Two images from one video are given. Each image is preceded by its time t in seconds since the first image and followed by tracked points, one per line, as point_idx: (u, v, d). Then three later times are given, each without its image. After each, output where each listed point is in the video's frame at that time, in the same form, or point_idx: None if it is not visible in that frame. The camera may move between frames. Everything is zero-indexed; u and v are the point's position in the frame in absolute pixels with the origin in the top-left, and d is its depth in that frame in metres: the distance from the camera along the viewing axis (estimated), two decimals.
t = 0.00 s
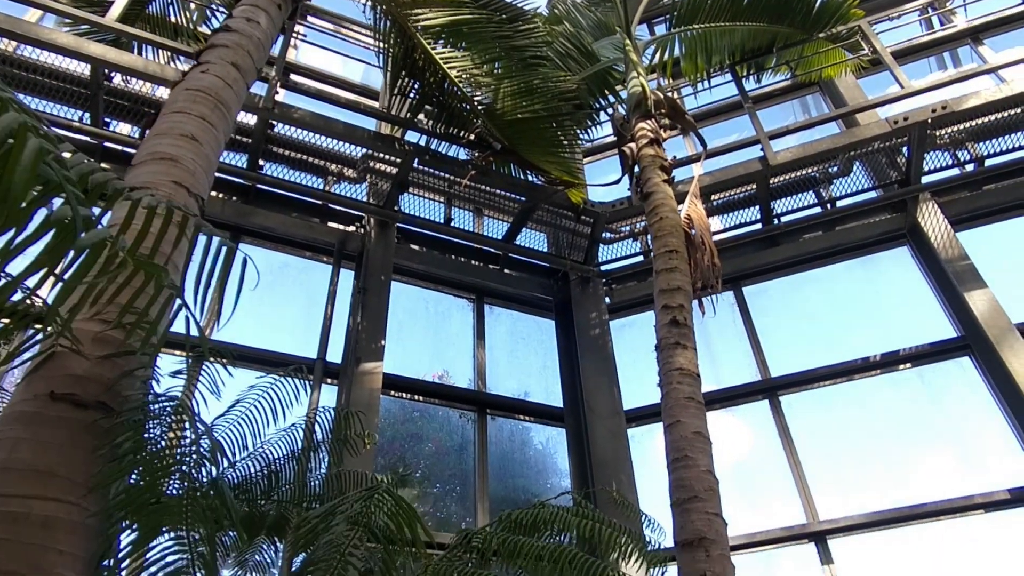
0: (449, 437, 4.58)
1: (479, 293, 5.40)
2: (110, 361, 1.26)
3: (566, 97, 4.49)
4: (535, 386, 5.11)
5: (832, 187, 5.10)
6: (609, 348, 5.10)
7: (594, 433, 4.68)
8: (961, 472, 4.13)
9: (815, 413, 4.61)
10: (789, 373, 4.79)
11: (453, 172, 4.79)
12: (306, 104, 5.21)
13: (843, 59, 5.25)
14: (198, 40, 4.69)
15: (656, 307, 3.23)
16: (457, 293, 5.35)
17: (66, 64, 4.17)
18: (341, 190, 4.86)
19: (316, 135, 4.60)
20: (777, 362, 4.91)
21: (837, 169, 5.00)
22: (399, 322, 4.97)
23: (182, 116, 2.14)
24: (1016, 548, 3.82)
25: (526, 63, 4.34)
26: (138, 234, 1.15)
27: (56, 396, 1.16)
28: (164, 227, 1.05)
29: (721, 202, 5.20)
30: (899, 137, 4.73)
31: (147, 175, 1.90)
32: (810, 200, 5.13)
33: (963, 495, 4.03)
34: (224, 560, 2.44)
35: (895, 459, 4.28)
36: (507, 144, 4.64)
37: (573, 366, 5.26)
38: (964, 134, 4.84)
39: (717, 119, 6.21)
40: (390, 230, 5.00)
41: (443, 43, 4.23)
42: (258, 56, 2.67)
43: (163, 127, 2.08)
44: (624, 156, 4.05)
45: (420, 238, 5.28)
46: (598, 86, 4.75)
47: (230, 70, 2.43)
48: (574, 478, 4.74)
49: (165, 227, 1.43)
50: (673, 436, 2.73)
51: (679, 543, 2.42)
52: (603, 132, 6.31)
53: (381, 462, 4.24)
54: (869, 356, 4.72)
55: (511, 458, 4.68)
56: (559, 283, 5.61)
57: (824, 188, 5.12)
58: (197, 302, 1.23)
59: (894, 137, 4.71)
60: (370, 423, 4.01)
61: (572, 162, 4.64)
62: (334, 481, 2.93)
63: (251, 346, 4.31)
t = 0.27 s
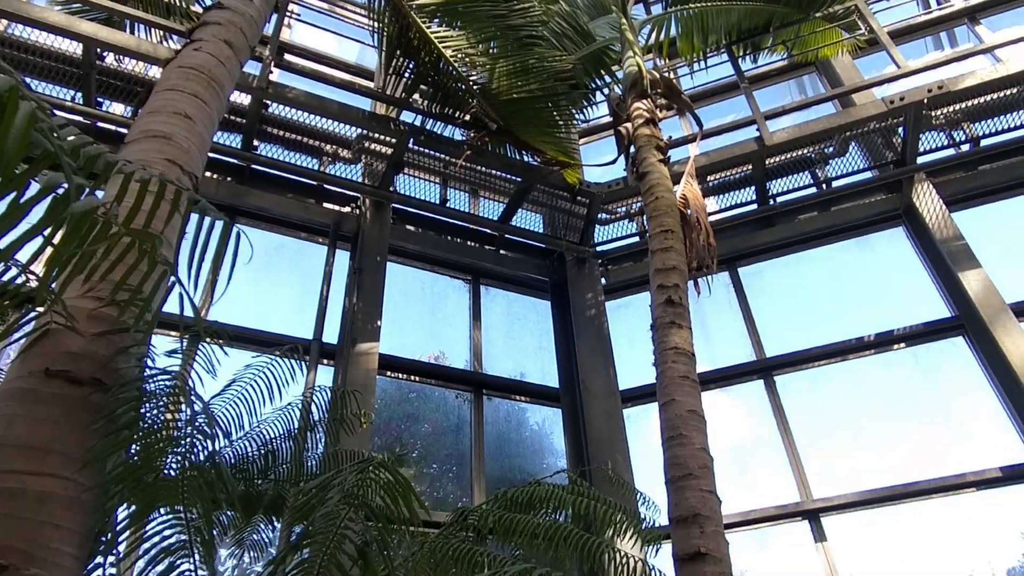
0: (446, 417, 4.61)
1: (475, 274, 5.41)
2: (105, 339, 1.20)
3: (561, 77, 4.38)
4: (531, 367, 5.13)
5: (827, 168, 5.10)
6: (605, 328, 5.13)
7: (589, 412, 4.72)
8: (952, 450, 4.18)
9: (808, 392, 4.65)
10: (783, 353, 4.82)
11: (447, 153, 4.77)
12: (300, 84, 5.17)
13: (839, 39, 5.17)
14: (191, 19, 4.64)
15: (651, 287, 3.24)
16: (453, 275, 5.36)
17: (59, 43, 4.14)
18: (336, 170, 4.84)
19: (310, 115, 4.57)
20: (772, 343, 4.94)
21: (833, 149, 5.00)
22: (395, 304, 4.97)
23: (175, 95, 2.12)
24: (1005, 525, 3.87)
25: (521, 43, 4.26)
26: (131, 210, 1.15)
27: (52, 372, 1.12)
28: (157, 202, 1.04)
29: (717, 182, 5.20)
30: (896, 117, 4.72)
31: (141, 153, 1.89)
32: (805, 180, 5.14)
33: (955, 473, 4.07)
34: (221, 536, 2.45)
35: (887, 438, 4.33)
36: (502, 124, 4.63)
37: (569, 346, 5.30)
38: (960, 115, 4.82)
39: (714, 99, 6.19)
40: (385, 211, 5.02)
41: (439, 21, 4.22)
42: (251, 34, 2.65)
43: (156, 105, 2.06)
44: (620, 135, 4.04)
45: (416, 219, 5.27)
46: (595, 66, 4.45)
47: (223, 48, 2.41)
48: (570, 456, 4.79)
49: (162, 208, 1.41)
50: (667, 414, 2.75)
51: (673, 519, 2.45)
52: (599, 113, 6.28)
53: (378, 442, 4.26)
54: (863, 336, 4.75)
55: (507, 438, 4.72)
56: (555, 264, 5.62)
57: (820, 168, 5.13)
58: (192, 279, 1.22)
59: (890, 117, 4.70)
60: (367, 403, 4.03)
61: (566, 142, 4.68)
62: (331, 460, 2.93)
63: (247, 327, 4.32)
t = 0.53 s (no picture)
0: (443, 393, 4.63)
1: (471, 252, 5.41)
2: (103, 305, 1.19)
3: (557, 53, 4.33)
4: (527, 344, 5.15)
5: (824, 144, 5.09)
6: (601, 305, 5.14)
7: (584, 387, 4.75)
8: (944, 423, 4.22)
9: (802, 367, 4.69)
10: (778, 330, 4.84)
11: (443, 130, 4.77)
12: (294, 60, 5.12)
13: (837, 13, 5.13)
14: None
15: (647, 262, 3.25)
16: (449, 253, 5.35)
17: (50, 18, 4.08)
18: (331, 148, 4.80)
19: (305, 91, 4.54)
20: (767, 319, 4.96)
21: (829, 126, 4.99)
22: (391, 281, 4.97)
23: (167, 65, 2.10)
24: (994, 497, 3.93)
25: (516, 17, 4.16)
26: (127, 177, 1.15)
27: (50, 338, 1.10)
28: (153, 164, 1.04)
29: (713, 160, 5.18)
30: (893, 93, 4.70)
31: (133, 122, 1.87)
32: (802, 157, 5.13)
33: (946, 446, 4.12)
34: (223, 508, 2.50)
35: (880, 412, 4.37)
36: (498, 99, 4.58)
37: (565, 323, 5.32)
38: (958, 90, 4.80)
39: (711, 75, 6.15)
40: (381, 188, 4.97)
41: None
42: (243, 6, 2.62)
43: (148, 76, 2.04)
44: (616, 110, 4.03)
45: (411, 197, 5.25)
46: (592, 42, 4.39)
47: (216, 19, 2.38)
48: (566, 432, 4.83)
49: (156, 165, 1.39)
50: (662, 387, 2.77)
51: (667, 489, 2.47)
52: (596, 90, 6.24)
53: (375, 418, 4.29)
54: (857, 312, 4.77)
55: (503, 414, 4.75)
56: (552, 242, 5.62)
57: (816, 145, 5.11)
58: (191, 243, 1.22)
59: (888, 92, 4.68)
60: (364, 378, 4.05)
61: (563, 118, 4.65)
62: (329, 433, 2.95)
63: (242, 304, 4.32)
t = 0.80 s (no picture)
0: (436, 364, 4.66)
1: (463, 223, 5.39)
2: (92, 270, 1.16)
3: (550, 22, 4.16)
4: (520, 316, 5.17)
5: (818, 116, 5.09)
6: (594, 277, 5.16)
7: (576, 358, 4.78)
8: (931, 393, 4.27)
9: (793, 338, 4.73)
10: (769, 301, 4.87)
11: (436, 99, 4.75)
12: (284, 28, 5.05)
13: None
14: None
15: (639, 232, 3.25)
16: (442, 224, 5.34)
17: None
18: (322, 118, 4.77)
19: (296, 59, 4.49)
20: (759, 291, 4.99)
21: (823, 97, 4.98)
22: (384, 253, 4.97)
23: (153, 28, 2.06)
24: (978, 465, 4.00)
25: None
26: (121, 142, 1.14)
27: (40, 301, 1.07)
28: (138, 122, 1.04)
29: (707, 131, 5.18)
30: (887, 63, 4.71)
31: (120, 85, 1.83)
32: (795, 128, 5.13)
33: (933, 415, 4.17)
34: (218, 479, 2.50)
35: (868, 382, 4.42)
36: (491, 69, 4.47)
37: (558, 294, 5.33)
38: (952, 61, 4.79)
39: (705, 45, 6.10)
40: (372, 158, 4.93)
41: None
42: None
43: (134, 39, 2.00)
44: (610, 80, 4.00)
45: (404, 168, 5.22)
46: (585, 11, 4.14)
47: None
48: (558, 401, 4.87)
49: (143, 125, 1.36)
50: (653, 355, 2.79)
51: (657, 455, 2.51)
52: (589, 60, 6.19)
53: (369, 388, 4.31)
54: (848, 284, 4.80)
55: (496, 384, 4.78)
56: (545, 214, 5.61)
57: (810, 116, 5.11)
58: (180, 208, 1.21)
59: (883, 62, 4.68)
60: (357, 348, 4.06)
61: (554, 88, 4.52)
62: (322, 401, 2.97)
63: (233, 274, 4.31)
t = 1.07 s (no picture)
0: (429, 336, 4.66)
1: (457, 196, 5.36)
2: (79, 230, 1.13)
3: None
4: (513, 288, 5.16)
5: (814, 87, 5.04)
6: (587, 249, 5.16)
7: (570, 329, 4.79)
8: (920, 363, 4.30)
9: (785, 309, 4.75)
10: (762, 273, 4.87)
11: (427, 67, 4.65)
12: None
13: None
14: None
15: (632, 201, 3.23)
16: (435, 197, 5.30)
17: None
18: (313, 88, 4.70)
19: (285, 27, 4.42)
20: (752, 263, 4.99)
21: (819, 68, 4.94)
22: (376, 225, 4.94)
23: None
24: (965, 433, 4.04)
25: None
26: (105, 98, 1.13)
27: (26, 261, 1.05)
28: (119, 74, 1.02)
29: (701, 102, 5.14)
30: (883, 32, 4.67)
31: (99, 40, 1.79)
32: (791, 99, 5.09)
33: (922, 385, 4.21)
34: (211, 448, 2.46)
35: (859, 353, 4.45)
36: (483, 36, 4.35)
37: (552, 267, 5.32)
38: (948, 30, 4.76)
39: (701, 16, 6.03)
40: (364, 128, 4.87)
41: None
42: None
43: None
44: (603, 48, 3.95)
45: (396, 139, 5.17)
46: None
47: None
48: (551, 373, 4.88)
49: (127, 80, 1.33)
50: (645, 323, 2.79)
51: (648, 421, 2.52)
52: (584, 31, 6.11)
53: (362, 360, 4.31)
54: (841, 256, 4.81)
55: (490, 356, 4.79)
56: (538, 186, 5.58)
57: (806, 88, 5.08)
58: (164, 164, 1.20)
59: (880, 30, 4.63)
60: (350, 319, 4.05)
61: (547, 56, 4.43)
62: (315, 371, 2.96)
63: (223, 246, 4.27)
